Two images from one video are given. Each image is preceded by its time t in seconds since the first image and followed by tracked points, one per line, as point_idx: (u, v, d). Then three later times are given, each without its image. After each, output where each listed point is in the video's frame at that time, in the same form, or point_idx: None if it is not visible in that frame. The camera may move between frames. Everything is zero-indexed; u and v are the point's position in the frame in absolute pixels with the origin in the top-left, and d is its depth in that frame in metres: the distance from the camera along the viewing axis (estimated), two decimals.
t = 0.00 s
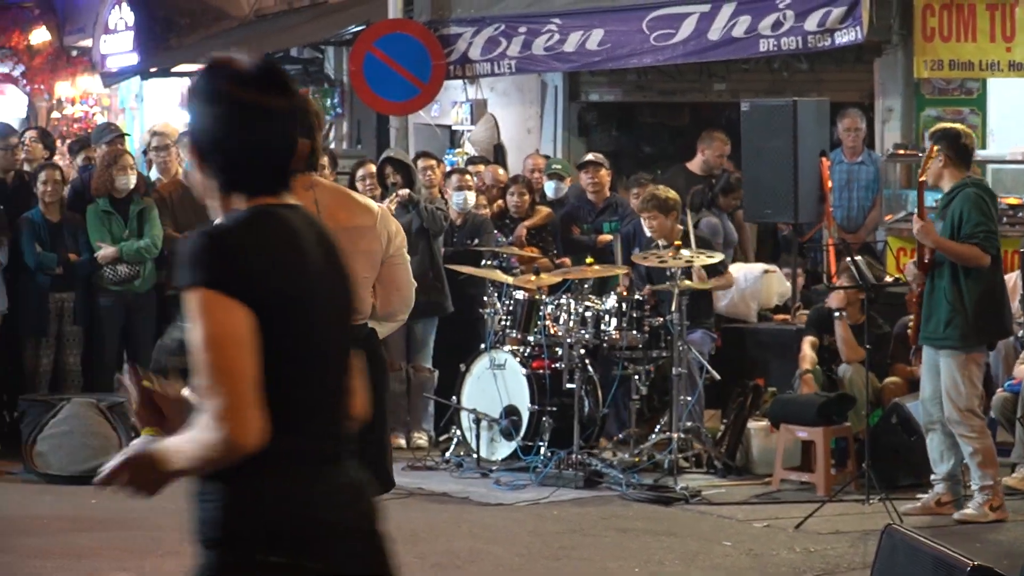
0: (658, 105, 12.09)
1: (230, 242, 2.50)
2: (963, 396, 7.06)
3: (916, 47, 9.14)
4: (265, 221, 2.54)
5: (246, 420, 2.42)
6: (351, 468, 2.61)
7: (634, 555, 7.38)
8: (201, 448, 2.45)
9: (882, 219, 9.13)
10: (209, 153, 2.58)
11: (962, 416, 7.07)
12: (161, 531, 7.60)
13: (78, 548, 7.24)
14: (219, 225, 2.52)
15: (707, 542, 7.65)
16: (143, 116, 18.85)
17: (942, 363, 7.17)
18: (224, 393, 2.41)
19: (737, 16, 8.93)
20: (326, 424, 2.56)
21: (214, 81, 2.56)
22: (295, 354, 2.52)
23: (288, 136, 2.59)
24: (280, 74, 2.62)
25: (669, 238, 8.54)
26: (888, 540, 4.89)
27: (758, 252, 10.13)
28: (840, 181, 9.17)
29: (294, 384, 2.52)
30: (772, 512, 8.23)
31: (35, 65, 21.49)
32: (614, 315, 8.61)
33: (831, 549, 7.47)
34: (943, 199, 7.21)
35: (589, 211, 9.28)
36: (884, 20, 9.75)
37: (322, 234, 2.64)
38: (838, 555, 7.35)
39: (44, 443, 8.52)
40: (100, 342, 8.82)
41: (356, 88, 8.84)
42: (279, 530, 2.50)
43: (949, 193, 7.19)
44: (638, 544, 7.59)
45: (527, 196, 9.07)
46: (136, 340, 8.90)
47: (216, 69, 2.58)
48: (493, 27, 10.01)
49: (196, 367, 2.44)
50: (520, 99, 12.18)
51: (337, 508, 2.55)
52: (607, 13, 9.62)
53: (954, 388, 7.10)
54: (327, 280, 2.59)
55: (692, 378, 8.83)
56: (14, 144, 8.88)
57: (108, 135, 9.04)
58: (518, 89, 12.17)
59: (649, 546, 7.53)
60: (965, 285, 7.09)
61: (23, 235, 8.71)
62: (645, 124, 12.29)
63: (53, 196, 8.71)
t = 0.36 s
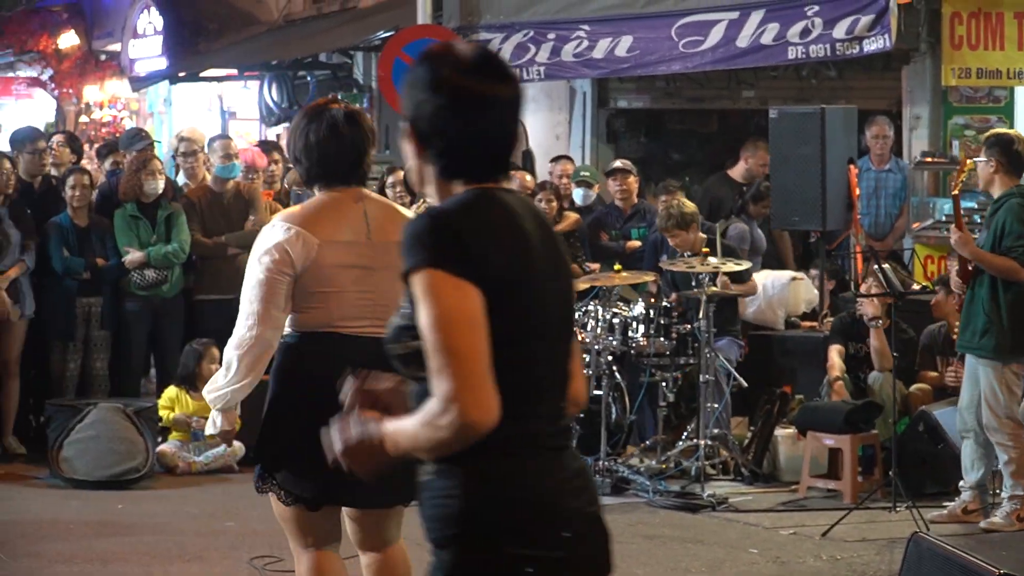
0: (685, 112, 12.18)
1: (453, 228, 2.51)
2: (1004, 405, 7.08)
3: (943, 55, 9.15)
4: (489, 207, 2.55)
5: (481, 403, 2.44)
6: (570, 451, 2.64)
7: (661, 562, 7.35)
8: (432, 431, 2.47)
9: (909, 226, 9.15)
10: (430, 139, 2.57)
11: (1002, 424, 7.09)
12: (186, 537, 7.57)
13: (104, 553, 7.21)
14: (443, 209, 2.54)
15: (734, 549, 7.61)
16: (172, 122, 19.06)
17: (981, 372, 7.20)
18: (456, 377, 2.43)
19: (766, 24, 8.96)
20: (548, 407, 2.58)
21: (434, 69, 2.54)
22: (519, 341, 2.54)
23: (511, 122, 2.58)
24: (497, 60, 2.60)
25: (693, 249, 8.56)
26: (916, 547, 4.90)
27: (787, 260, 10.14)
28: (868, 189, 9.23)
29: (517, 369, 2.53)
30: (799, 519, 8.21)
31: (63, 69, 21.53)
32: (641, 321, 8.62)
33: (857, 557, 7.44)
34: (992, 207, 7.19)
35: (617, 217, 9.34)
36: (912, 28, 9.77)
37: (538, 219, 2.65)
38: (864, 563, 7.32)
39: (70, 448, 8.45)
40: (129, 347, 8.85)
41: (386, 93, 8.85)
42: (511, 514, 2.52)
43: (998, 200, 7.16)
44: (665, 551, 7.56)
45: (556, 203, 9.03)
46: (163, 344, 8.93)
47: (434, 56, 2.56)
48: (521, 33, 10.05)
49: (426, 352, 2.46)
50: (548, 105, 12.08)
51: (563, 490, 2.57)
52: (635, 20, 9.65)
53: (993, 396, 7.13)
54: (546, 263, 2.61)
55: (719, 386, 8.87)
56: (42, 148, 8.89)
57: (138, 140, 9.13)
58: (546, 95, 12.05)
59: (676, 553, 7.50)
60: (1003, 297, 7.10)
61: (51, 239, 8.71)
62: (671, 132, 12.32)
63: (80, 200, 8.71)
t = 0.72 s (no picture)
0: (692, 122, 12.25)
1: (601, 260, 2.52)
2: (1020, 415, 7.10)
3: (950, 64, 9.17)
4: (637, 238, 2.57)
5: (631, 436, 2.46)
6: (725, 479, 2.64)
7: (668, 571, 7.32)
8: (587, 464, 2.50)
9: (914, 236, 9.16)
10: (577, 170, 2.62)
11: (1018, 434, 7.11)
12: (192, 546, 7.54)
13: (109, 562, 7.18)
14: (592, 242, 2.56)
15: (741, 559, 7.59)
16: (179, 130, 19.18)
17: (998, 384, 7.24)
18: (607, 411, 2.45)
19: (772, 33, 8.97)
20: (701, 437, 2.58)
21: (582, 100, 2.59)
22: (673, 374, 2.54)
23: (655, 153, 2.61)
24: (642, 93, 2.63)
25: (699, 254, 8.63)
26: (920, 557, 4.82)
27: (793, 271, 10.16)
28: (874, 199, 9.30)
29: (668, 399, 2.53)
30: (805, 529, 8.20)
31: (69, 77, 21.51)
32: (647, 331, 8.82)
33: (863, 566, 7.42)
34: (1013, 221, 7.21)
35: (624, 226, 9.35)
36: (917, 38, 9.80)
37: (687, 246, 2.66)
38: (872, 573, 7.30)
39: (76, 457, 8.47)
40: (135, 356, 8.87)
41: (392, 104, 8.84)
42: (668, 544, 2.52)
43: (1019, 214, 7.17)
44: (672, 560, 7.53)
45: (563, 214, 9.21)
46: (169, 353, 8.95)
47: (579, 88, 2.60)
48: (528, 43, 10.04)
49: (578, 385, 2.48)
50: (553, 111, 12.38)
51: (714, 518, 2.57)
52: (642, 29, 9.68)
53: (1009, 406, 7.16)
54: (697, 293, 2.61)
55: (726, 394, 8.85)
56: (49, 157, 8.90)
57: (143, 151, 9.09)
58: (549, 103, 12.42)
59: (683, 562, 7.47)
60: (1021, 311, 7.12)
61: (57, 248, 8.71)
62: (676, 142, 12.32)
63: (87, 209, 8.72)
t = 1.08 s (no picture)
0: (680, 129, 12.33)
1: (696, 273, 2.49)
2: (1016, 425, 7.05)
3: (940, 75, 9.18)
4: (728, 247, 2.54)
5: (734, 445, 2.42)
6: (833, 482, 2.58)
7: None
8: (691, 476, 2.48)
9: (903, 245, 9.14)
10: (667, 177, 2.58)
11: (1013, 445, 7.08)
12: (181, 556, 7.50)
13: (96, 571, 7.15)
14: (686, 252, 2.53)
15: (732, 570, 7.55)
16: (168, 140, 19.21)
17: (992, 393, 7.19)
18: (709, 421, 2.42)
19: (762, 44, 8.98)
20: (815, 438, 2.55)
21: (668, 109, 2.55)
22: (773, 376, 2.51)
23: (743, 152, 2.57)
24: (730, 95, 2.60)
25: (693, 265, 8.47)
26: (908, 567, 4.80)
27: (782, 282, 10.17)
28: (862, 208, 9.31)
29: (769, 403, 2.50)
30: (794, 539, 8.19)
31: (59, 87, 21.56)
32: (636, 341, 8.72)
33: None
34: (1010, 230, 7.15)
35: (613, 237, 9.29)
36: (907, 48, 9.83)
37: (782, 248, 2.63)
38: None
39: (64, 467, 8.44)
40: (126, 365, 8.85)
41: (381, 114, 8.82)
42: (793, 546, 2.48)
43: (1015, 224, 7.12)
44: (661, 569, 7.50)
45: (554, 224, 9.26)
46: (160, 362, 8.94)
47: (663, 96, 2.56)
48: (517, 54, 10.05)
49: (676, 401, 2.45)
50: (545, 125, 12.99)
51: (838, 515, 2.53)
52: (632, 40, 9.73)
53: (1005, 416, 7.09)
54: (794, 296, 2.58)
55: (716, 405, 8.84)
56: (39, 166, 8.89)
57: (133, 162, 9.09)
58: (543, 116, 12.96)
59: (673, 571, 7.44)
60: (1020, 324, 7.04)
61: (47, 257, 8.69)
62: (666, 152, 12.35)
63: (77, 219, 8.70)
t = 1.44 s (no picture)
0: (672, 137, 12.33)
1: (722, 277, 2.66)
2: (1003, 433, 7.06)
3: (931, 83, 9.17)
4: (761, 253, 2.70)
5: (726, 446, 2.60)
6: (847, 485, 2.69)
7: None
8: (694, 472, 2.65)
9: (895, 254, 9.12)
10: (729, 184, 2.74)
11: (999, 452, 7.08)
12: (172, 564, 7.47)
13: None
14: (721, 257, 2.70)
15: None
16: (160, 148, 19.22)
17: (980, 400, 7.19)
18: (714, 420, 2.60)
19: (753, 52, 9.01)
20: (828, 441, 2.66)
21: (731, 118, 2.71)
22: (795, 381, 2.66)
23: (807, 160, 2.72)
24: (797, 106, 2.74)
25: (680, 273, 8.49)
26: None
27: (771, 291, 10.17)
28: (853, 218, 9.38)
29: (784, 402, 2.66)
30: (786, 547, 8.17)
31: (50, 95, 21.54)
32: (628, 349, 8.65)
33: None
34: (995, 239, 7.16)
35: (605, 245, 9.37)
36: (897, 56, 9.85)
37: (823, 256, 2.76)
38: None
39: (55, 476, 8.43)
40: (118, 373, 8.84)
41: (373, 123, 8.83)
42: (794, 545, 2.61)
43: (1001, 231, 7.13)
44: None
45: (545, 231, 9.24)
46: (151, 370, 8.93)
47: (730, 103, 2.72)
48: (509, 62, 10.07)
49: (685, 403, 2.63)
50: (536, 133, 13.06)
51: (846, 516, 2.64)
52: (625, 48, 9.73)
53: (992, 424, 7.10)
54: (823, 302, 2.71)
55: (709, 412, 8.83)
56: (30, 174, 8.89)
57: (124, 169, 9.09)
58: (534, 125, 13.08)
59: None
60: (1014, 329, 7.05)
61: (38, 266, 8.67)
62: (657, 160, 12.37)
63: (68, 227, 8.70)
